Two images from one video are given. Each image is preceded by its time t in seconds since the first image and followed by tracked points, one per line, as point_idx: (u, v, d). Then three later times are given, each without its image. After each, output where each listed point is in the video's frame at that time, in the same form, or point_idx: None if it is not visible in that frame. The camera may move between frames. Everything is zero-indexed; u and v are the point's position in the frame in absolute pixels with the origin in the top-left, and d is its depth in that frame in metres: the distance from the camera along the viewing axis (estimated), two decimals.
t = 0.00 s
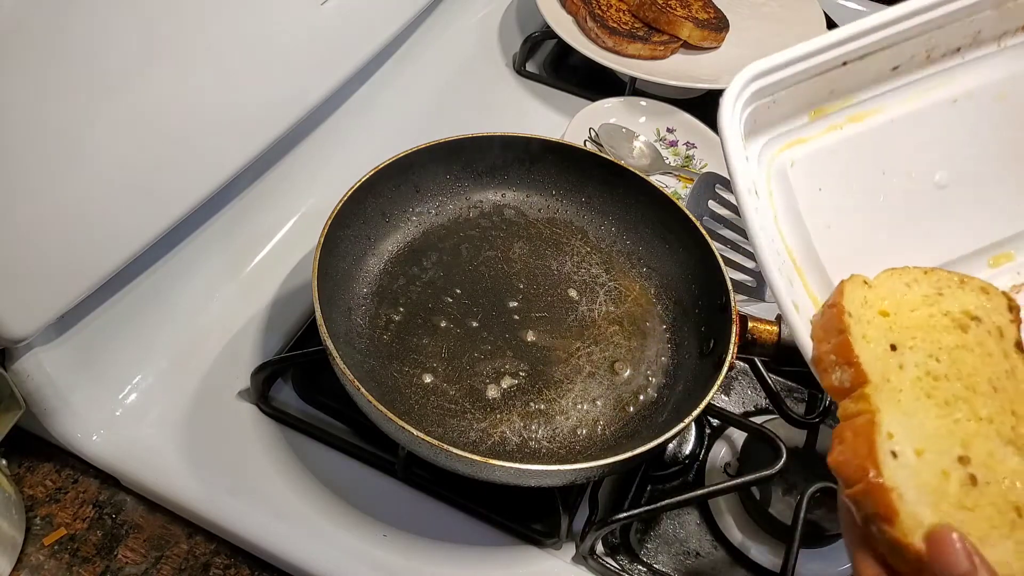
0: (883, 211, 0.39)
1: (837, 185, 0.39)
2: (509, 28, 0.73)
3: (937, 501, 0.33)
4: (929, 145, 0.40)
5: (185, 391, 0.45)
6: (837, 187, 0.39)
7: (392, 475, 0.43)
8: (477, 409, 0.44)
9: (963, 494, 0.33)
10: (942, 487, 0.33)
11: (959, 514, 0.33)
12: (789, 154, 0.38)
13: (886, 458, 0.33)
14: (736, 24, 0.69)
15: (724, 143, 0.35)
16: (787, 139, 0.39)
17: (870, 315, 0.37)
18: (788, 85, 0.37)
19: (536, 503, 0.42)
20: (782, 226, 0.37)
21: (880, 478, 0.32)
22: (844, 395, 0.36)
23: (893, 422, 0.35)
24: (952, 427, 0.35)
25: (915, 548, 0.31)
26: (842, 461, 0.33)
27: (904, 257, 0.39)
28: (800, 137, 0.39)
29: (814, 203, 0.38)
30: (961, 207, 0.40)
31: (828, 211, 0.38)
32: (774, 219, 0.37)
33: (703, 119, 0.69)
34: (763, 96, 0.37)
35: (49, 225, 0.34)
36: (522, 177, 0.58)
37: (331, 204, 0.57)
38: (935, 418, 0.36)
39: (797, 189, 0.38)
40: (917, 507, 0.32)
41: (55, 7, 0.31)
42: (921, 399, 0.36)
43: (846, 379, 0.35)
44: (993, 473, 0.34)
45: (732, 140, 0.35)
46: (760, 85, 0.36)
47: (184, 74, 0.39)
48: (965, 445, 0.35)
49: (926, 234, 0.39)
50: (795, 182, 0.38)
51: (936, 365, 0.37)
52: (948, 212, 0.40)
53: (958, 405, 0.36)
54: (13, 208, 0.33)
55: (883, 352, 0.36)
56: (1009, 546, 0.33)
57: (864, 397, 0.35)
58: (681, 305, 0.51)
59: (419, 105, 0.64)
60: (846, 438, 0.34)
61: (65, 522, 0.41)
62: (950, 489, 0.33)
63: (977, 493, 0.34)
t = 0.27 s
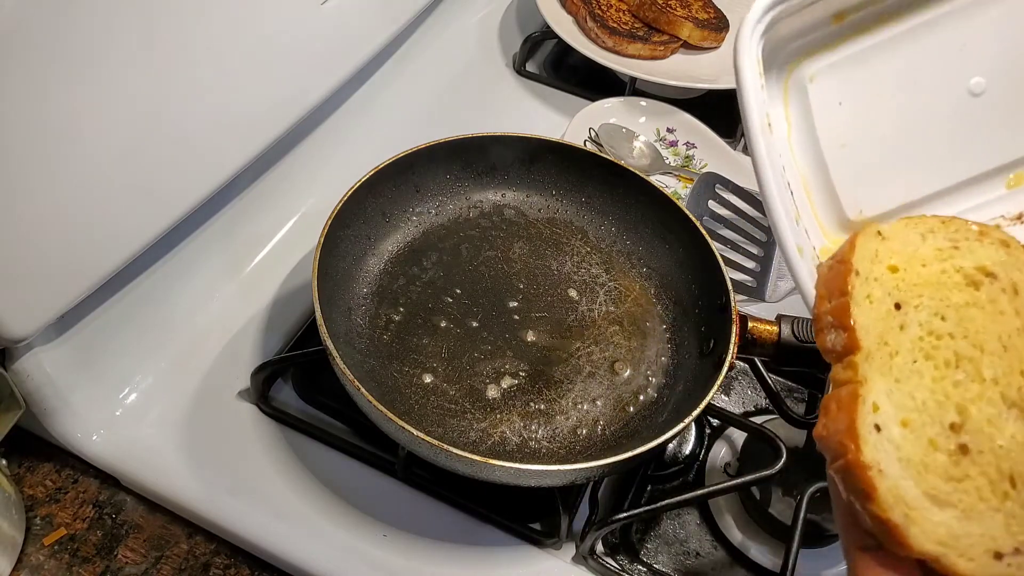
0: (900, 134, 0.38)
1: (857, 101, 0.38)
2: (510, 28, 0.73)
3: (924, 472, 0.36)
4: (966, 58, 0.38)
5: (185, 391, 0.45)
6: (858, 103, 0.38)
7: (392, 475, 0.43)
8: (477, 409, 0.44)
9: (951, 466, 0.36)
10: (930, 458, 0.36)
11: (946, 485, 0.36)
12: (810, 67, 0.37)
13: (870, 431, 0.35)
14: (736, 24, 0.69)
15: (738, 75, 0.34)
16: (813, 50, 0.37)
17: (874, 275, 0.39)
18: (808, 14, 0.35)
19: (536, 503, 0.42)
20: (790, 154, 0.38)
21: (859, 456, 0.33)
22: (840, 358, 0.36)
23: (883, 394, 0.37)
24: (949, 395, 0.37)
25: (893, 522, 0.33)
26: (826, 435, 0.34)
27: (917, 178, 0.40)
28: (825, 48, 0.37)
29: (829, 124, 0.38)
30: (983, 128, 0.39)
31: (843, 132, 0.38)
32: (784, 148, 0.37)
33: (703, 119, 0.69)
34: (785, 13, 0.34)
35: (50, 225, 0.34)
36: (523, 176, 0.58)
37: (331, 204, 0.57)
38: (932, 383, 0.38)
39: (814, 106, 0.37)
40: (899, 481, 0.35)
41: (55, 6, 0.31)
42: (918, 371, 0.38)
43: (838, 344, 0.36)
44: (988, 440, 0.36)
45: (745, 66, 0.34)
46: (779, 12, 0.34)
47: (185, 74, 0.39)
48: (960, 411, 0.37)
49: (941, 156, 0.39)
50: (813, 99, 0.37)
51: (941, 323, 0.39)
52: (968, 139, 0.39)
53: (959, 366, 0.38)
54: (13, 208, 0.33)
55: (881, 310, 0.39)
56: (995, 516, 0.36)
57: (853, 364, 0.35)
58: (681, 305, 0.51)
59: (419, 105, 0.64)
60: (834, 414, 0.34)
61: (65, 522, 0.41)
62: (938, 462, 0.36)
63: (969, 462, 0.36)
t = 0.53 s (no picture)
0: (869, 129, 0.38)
1: (834, 93, 0.39)
2: (510, 28, 0.73)
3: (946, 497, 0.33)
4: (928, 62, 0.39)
5: (185, 391, 0.45)
6: (835, 97, 0.39)
7: (392, 475, 0.43)
8: (477, 409, 0.44)
9: (980, 494, 0.33)
10: (954, 485, 0.33)
11: (970, 516, 0.33)
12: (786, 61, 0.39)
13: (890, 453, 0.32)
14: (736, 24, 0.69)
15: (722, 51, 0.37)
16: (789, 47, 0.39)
17: (892, 290, 0.36)
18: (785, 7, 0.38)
19: (536, 503, 0.42)
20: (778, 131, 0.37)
21: (874, 481, 0.30)
22: (848, 373, 0.35)
23: (907, 408, 0.34)
24: (991, 410, 0.34)
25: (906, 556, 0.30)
26: (838, 454, 0.32)
27: (896, 173, 0.38)
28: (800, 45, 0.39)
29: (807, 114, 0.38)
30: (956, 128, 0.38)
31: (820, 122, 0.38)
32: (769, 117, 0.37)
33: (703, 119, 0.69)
34: None
35: (50, 224, 0.34)
36: (523, 176, 0.58)
37: (331, 204, 0.57)
38: (972, 395, 0.35)
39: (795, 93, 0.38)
40: (915, 510, 0.32)
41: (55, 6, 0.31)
42: (953, 383, 0.35)
43: (847, 357, 0.35)
44: None
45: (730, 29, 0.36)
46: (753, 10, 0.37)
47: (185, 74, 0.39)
48: (1003, 430, 0.34)
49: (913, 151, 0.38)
50: (794, 93, 0.38)
51: (980, 322, 0.36)
52: (946, 135, 0.38)
53: (1005, 374, 0.35)
54: (14, 209, 0.33)
55: (901, 316, 0.36)
56: None
57: (869, 373, 0.34)
58: (681, 305, 0.51)
59: (419, 105, 0.64)
60: (845, 426, 0.32)
61: (65, 522, 0.41)
62: (964, 490, 0.33)
63: (1004, 493, 0.33)
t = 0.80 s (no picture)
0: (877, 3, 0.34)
1: None
2: (510, 28, 0.73)
3: (901, 491, 0.37)
4: None
5: (185, 391, 0.45)
6: None
7: (392, 475, 0.43)
8: (477, 409, 0.44)
9: (929, 484, 0.38)
10: (907, 478, 0.38)
11: (925, 504, 0.37)
12: None
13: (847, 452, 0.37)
14: (736, 24, 0.69)
15: None
16: None
17: (829, 315, 0.45)
18: None
19: (536, 503, 0.42)
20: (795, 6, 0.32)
21: (834, 475, 0.35)
22: (798, 391, 0.42)
23: (857, 412, 0.39)
24: (928, 410, 0.40)
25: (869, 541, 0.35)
26: (801, 457, 0.37)
27: (918, 37, 0.34)
28: None
29: None
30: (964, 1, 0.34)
31: None
32: (799, 1, 0.32)
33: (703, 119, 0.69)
34: None
35: (50, 224, 0.34)
36: (522, 176, 0.58)
37: (331, 204, 0.57)
38: (910, 398, 0.41)
39: None
40: (877, 503, 0.36)
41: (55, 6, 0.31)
42: (896, 391, 0.41)
43: (796, 376, 0.41)
44: (969, 458, 0.38)
45: None
46: None
47: (185, 74, 0.39)
48: (940, 428, 0.39)
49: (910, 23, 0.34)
50: None
51: (908, 339, 0.43)
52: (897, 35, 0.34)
53: (935, 379, 0.41)
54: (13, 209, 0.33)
55: (843, 340, 0.43)
56: (975, 539, 0.36)
57: (818, 384, 0.40)
58: (681, 305, 0.51)
59: (419, 104, 0.64)
60: (801, 430, 0.38)
61: (65, 522, 0.41)
62: (915, 482, 0.38)
63: (946, 485, 0.37)
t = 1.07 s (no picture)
0: (873, 109, 0.30)
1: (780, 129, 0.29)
2: (510, 28, 0.73)
3: (893, 445, 0.39)
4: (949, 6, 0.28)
5: (185, 392, 0.45)
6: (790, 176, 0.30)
7: (392, 475, 0.43)
8: (477, 409, 0.43)
9: (918, 439, 0.40)
10: (899, 434, 0.40)
11: (916, 458, 0.39)
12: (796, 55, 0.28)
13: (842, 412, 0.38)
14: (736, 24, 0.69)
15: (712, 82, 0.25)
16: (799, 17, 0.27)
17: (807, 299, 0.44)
18: None
19: (537, 503, 0.42)
20: (779, 189, 0.29)
21: (833, 434, 0.37)
22: (786, 366, 0.43)
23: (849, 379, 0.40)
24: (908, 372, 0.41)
25: (872, 494, 0.37)
26: (797, 420, 0.38)
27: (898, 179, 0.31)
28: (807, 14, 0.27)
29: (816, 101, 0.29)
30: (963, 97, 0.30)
31: (822, 103, 0.29)
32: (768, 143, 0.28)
33: (703, 119, 0.69)
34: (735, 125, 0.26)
35: (50, 224, 0.34)
36: (522, 176, 0.58)
37: (331, 204, 0.57)
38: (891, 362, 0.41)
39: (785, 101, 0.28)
40: (873, 458, 0.38)
41: (55, 7, 0.31)
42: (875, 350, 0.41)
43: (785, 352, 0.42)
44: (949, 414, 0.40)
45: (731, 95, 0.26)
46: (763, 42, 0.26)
47: (185, 75, 0.39)
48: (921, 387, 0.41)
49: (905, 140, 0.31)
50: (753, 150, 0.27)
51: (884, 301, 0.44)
52: (867, 172, 0.31)
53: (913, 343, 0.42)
54: (13, 209, 0.33)
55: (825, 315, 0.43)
56: (963, 488, 0.39)
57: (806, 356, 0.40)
58: (681, 305, 0.51)
59: (419, 105, 0.64)
60: (796, 395, 0.39)
61: (65, 522, 0.41)
62: (905, 437, 0.40)
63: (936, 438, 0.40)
